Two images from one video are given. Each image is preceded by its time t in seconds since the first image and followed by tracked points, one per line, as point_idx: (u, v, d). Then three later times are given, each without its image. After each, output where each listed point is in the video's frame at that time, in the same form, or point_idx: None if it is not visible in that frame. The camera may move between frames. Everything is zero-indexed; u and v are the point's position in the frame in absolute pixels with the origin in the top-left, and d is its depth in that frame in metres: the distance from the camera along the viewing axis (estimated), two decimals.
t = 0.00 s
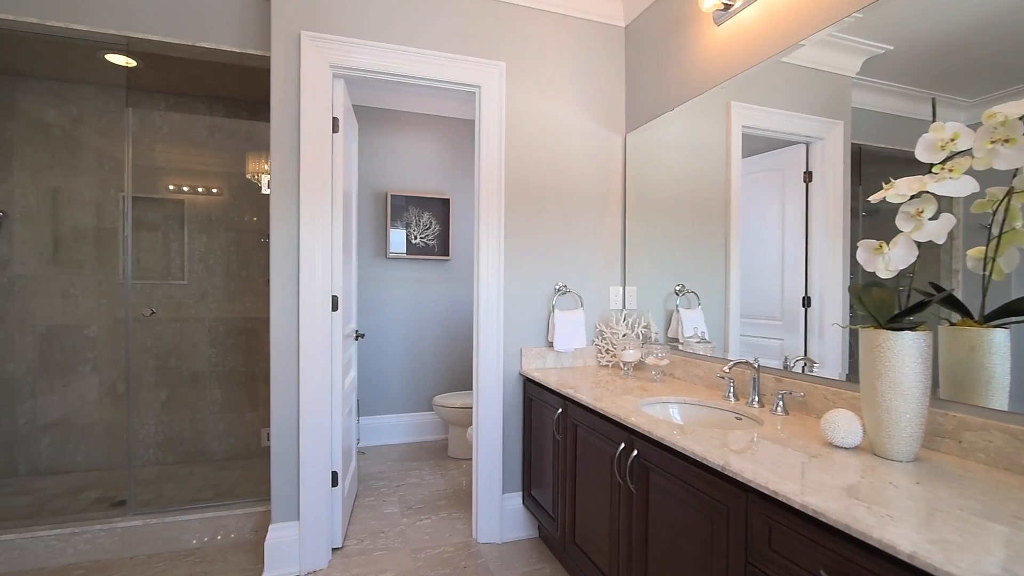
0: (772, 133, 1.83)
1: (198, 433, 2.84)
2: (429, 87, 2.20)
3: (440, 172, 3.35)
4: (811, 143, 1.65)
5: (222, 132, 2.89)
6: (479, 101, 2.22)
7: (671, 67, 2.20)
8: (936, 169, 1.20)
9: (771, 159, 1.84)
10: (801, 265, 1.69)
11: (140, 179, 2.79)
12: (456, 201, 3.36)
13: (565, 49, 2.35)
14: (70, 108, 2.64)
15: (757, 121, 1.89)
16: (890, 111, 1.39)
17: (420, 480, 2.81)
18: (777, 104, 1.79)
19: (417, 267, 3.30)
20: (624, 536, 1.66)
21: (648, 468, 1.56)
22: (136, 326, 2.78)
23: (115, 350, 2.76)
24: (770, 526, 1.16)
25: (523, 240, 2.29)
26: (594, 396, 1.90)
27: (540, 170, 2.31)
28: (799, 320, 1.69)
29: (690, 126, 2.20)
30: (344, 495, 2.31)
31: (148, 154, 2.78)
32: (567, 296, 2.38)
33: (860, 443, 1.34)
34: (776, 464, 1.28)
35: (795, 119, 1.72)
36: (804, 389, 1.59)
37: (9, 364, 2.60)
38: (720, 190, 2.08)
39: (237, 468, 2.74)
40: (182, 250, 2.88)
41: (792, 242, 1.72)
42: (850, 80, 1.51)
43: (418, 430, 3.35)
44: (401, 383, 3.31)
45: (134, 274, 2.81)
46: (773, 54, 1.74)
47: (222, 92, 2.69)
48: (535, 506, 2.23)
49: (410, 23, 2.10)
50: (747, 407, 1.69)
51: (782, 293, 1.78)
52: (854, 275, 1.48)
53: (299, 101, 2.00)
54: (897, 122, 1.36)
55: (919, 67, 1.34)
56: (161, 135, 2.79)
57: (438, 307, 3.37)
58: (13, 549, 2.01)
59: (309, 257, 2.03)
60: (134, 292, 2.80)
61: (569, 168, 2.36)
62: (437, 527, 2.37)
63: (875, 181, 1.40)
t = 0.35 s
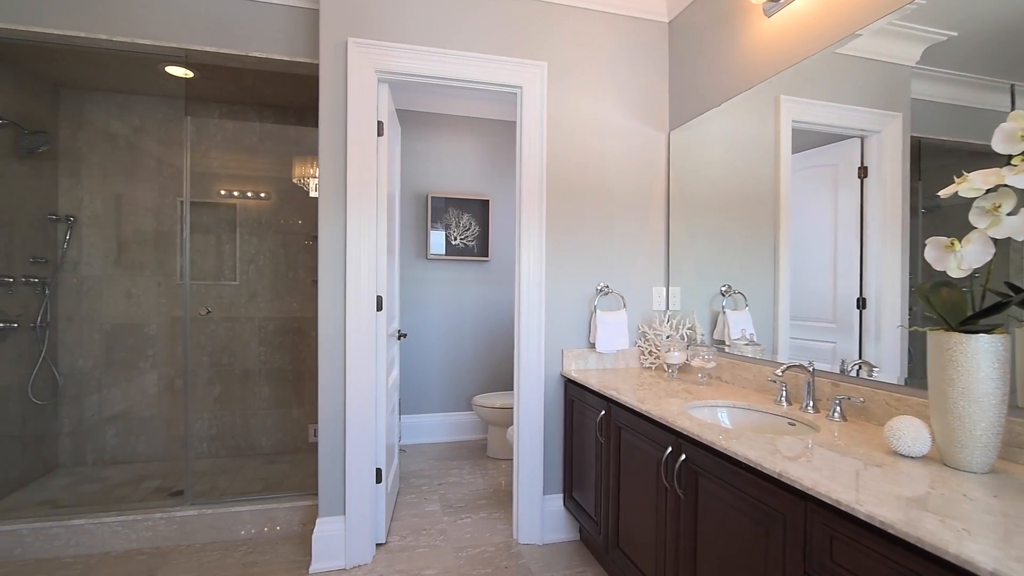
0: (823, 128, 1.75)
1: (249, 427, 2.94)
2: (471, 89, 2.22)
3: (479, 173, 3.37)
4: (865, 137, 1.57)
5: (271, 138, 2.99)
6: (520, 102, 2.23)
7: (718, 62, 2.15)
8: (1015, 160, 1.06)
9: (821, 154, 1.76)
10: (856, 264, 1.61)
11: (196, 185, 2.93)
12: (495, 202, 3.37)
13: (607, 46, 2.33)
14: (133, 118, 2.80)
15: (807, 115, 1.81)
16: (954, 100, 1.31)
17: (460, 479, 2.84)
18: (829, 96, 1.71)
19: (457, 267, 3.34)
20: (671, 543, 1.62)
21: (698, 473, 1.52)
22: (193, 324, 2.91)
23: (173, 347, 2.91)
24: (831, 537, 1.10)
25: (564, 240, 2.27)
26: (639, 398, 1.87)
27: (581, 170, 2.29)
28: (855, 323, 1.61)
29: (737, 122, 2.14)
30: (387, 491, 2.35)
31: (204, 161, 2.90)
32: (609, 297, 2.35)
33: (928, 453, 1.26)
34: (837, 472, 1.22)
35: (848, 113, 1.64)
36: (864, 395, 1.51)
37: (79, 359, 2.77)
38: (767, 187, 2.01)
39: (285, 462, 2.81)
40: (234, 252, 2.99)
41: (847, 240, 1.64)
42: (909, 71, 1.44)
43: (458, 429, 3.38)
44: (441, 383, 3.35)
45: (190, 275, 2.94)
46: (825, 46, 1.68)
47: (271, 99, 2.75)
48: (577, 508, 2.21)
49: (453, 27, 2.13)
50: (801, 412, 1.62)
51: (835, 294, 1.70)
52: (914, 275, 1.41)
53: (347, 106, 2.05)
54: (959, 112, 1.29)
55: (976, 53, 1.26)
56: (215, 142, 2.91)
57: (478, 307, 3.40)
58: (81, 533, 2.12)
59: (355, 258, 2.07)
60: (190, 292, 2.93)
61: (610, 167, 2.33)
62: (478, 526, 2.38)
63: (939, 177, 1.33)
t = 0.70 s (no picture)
0: (882, 119, 1.66)
1: (297, 423, 3.03)
2: (514, 88, 2.22)
3: (519, 173, 3.37)
4: (930, 129, 1.49)
5: (318, 142, 3.07)
6: (563, 100, 2.21)
7: (769, 54, 2.07)
8: None
9: (881, 147, 1.67)
10: (917, 263, 1.52)
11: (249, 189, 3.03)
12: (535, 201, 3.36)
13: (653, 42, 2.29)
14: (191, 126, 2.94)
15: (865, 106, 1.73)
16: (1020, 86, 1.19)
17: (501, 478, 2.84)
18: (891, 86, 1.63)
19: (498, 267, 3.35)
20: (723, 550, 1.56)
21: (753, 479, 1.46)
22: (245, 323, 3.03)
23: (227, 345, 3.04)
24: (904, 551, 1.02)
25: (608, 240, 2.25)
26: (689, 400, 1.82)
27: (626, 168, 2.26)
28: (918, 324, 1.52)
29: (790, 116, 2.06)
30: (431, 489, 2.37)
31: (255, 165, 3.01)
32: (655, 296, 2.31)
33: (1011, 464, 1.17)
34: (908, 482, 1.14)
35: (912, 104, 1.55)
36: (934, 401, 1.41)
37: (142, 355, 2.93)
38: (821, 182, 1.92)
39: (331, 457, 2.88)
40: (283, 254, 3.07)
41: (908, 237, 1.55)
42: (979, 55, 1.33)
43: (498, 429, 3.39)
44: (481, 382, 3.37)
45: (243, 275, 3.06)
46: (886, 34, 1.60)
47: (319, 105, 2.82)
48: (622, 512, 2.17)
49: (496, 27, 2.14)
50: (864, 418, 1.53)
51: (896, 295, 1.61)
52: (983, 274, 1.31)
53: (393, 109, 2.09)
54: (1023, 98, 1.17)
55: None
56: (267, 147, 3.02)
57: (518, 307, 3.40)
58: (144, 520, 2.23)
59: (401, 258, 2.11)
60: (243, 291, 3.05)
61: (656, 165, 2.29)
62: (520, 526, 2.38)
63: (1011, 169, 1.22)
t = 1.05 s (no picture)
0: (951, 108, 1.56)
1: (344, 419, 3.10)
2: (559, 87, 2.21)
3: (561, 172, 3.35)
4: (1004, 117, 1.38)
5: (366, 145, 3.12)
6: (609, 98, 2.19)
7: (829, 43, 1.98)
8: None
9: (950, 138, 1.56)
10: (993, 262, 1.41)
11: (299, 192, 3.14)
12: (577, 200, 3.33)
13: (703, 35, 2.23)
14: (246, 132, 3.06)
15: (933, 94, 1.63)
16: None
17: (544, 479, 2.83)
18: (962, 72, 1.52)
19: (540, 267, 3.34)
20: (781, 561, 1.49)
21: (816, 487, 1.37)
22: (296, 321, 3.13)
23: (279, 342, 3.15)
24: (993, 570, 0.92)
25: (655, 239, 2.21)
26: (743, 403, 1.76)
27: (674, 165, 2.21)
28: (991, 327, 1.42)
29: (850, 106, 1.96)
30: (475, 487, 2.38)
31: (305, 169, 3.10)
32: (704, 296, 2.25)
33: None
34: (994, 492, 1.04)
35: (985, 91, 1.45)
36: (1019, 408, 1.30)
37: (200, 351, 3.07)
38: (884, 176, 1.82)
39: (377, 453, 2.91)
40: (331, 254, 3.16)
41: (980, 232, 1.44)
42: None
43: (540, 429, 3.38)
44: (523, 382, 3.37)
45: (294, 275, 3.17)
46: (958, 18, 1.50)
47: (366, 108, 2.89)
48: (670, 517, 2.12)
49: (541, 26, 2.13)
50: (937, 425, 1.43)
51: (965, 295, 1.50)
52: None
53: (440, 111, 2.11)
54: None
55: None
56: (315, 151, 3.09)
57: (560, 307, 3.38)
58: (204, 509, 2.32)
59: (448, 258, 2.13)
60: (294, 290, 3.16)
61: (705, 161, 2.23)
62: (565, 527, 2.36)
63: None
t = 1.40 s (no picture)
0: None
1: (388, 417, 3.15)
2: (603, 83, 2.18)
3: (602, 170, 3.31)
4: None
5: (409, 147, 3.16)
6: (656, 94, 2.15)
7: (892, 30, 1.88)
8: None
9: None
10: None
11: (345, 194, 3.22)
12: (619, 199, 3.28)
13: (754, 26, 2.15)
14: (294, 137, 3.16)
15: (1009, 78, 1.52)
16: None
17: (587, 481, 2.80)
18: None
19: (581, 267, 3.31)
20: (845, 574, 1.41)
21: (885, 496, 1.29)
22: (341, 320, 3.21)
23: (325, 341, 3.24)
24: None
25: (704, 237, 2.15)
26: (802, 407, 1.69)
27: (724, 161, 2.15)
28: None
29: (916, 95, 1.85)
30: (519, 487, 2.38)
31: (350, 172, 3.17)
32: (757, 296, 2.17)
33: None
34: None
35: None
36: None
37: (252, 348, 3.19)
38: (954, 167, 1.71)
39: (420, 451, 2.94)
40: (376, 254, 3.23)
41: None
42: None
43: (581, 430, 3.34)
44: (564, 383, 3.35)
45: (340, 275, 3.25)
46: None
47: (409, 110, 2.93)
48: (721, 524, 2.06)
49: (585, 23, 2.11)
50: (1020, 434, 1.33)
51: None
52: None
53: (484, 112, 2.12)
54: None
55: None
56: (360, 154, 3.15)
57: (603, 308, 3.34)
58: (257, 500, 2.41)
59: (493, 258, 2.13)
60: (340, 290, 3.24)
61: (757, 157, 2.16)
62: (610, 531, 2.33)
63: None
